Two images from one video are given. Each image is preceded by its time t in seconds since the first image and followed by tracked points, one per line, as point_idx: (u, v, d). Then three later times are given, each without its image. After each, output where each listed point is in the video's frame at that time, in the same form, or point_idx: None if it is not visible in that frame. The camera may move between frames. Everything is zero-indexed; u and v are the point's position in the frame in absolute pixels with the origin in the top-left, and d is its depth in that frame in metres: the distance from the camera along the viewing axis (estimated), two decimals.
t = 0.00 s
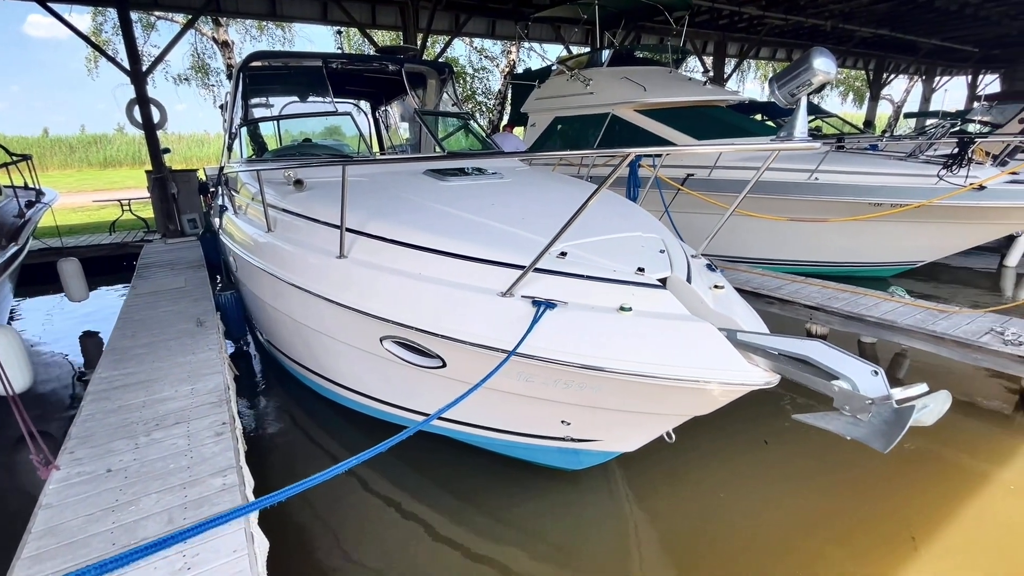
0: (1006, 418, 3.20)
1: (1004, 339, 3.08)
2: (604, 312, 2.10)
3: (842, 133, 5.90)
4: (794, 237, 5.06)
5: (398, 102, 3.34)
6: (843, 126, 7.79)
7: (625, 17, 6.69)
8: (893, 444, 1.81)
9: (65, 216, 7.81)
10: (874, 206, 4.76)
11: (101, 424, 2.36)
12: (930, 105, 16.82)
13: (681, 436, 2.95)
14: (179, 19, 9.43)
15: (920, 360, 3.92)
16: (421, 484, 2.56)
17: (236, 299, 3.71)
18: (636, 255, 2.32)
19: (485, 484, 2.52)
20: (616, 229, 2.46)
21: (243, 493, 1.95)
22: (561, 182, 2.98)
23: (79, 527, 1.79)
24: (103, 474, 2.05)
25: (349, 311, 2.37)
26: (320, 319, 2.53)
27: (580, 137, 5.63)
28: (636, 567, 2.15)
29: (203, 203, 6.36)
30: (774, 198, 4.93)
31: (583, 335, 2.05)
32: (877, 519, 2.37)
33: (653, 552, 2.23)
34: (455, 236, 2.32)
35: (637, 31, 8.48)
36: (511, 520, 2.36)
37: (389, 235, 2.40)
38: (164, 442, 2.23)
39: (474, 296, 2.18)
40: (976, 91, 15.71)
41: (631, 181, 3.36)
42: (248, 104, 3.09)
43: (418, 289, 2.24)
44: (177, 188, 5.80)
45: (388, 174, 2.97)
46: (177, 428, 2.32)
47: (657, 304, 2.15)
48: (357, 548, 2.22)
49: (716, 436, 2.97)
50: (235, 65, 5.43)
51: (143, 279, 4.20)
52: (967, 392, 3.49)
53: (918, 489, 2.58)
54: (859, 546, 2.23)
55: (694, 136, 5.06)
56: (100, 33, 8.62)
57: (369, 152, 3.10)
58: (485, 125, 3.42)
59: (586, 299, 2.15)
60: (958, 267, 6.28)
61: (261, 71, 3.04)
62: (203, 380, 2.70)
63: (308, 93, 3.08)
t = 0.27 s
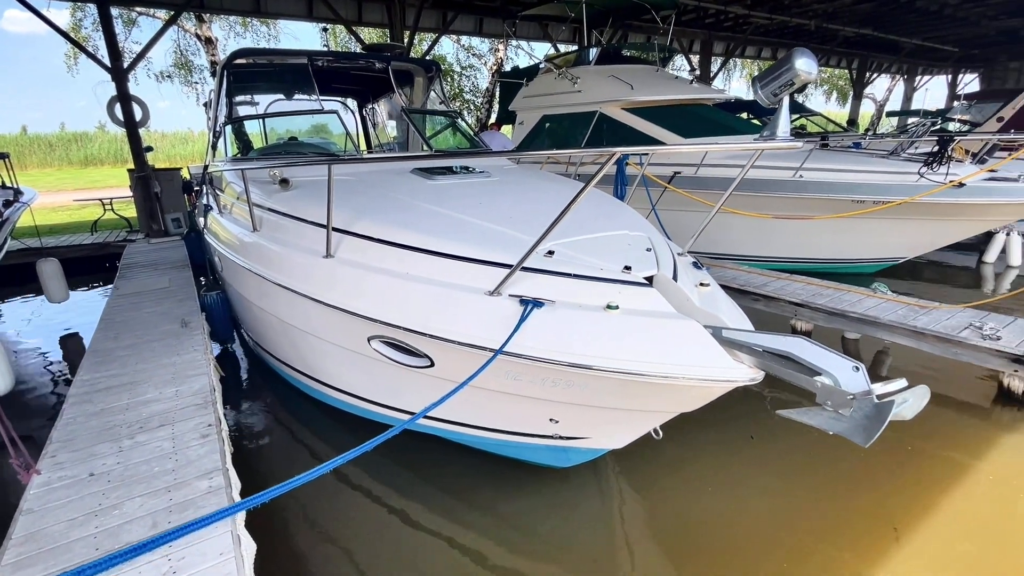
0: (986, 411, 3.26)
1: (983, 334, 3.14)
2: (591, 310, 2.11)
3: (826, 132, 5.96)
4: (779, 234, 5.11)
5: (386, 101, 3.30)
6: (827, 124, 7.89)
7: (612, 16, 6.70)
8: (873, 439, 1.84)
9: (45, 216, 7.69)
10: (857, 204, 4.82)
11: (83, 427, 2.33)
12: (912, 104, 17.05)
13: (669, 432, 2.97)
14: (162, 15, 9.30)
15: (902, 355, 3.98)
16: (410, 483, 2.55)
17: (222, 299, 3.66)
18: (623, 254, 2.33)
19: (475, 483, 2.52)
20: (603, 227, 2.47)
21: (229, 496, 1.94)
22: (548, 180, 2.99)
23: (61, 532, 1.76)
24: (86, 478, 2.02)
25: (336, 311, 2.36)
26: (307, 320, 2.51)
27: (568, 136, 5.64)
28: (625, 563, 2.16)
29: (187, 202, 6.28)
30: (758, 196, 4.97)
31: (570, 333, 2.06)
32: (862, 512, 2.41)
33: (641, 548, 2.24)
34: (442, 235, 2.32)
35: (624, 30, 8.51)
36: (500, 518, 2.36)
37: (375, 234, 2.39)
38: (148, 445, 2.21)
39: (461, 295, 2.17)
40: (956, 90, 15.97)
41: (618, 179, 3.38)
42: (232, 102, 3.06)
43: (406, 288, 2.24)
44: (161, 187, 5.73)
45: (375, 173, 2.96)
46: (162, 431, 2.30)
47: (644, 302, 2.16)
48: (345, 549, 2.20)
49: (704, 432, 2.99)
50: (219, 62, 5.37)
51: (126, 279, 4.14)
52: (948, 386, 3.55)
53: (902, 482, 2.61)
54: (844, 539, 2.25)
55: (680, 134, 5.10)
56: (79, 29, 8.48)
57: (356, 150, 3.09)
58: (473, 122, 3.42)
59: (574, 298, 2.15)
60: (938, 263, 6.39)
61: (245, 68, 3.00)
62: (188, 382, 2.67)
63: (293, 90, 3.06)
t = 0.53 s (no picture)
0: (972, 407, 3.30)
1: (969, 331, 3.18)
2: (583, 310, 2.11)
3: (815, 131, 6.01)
4: (769, 233, 5.14)
5: (376, 100, 3.36)
6: (816, 124, 7.95)
7: (602, 15, 6.71)
8: (861, 435, 1.87)
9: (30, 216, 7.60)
10: (845, 203, 4.86)
11: (70, 431, 2.31)
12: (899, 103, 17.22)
13: (661, 430, 2.99)
14: (149, 14, 9.22)
15: (890, 352, 4.02)
16: (403, 484, 2.54)
17: (212, 300, 3.63)
18: (615, 253, 2.33)
19: (467, 482, 2.52)
20: (594, 226, 2.47)
21: (219, 499, 1.92)
22: (540, 180, 2.99)
23: (49, 537, 1.74)
24: (73, 482, 2.00)
25: (327, 312, 2.34)
26: (298, 320, 2.50)
27: (559, 135, 5.65)
28: (619, 562, 2.16)
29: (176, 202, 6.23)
30: (748, 195, 5.01)
31: (562, 333, 2.06)
32: (851, 508, 2.43)
33: (634, 546, 2.25)
34: (434, 235, 2.31)
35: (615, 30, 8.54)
36: (493, 518, 2.36)
37: (366, 234, 2.38)
38: (137, 448, 2.19)
39: (452, 295, 2.17)
40: (942, 91, 16.15)
41: (609, 179, 3.39)
42: (221, 101, 3.02)
43: (397, 288, 2.23)
44: (149, 186, 5.68)
45: (366, 173, 2.95)
46: (151, 433, 2.28)
47: (635, 300, 2.16)
48: (338, 550, 2.20)
49: (696, 430, 3.01)
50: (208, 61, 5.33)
51: (114, 281, 4.10)
52: (935, 382, 3.59)
53: (890, 478, 2.64)
54: (835, 535, 2.27)
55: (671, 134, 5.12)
56: (65, 27, 8.38)
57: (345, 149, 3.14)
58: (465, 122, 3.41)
59: (566, 297, 2.16)
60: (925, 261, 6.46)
61: (234, 67, 2.97)
62: (177, 384, 2.65)
63: (283, 89, 3.05)
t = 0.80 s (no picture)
0: (961, 404, 3.33)
1: (957, 329, 3.21)
2: (574, 309, 2.11)
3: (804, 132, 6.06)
4: (760, 232, 5.17)
5: (368, 100, 3.34)
6: (807, 124, 7.99)
7: (594, 15, 6.72)
8: (849, 432, 1.88)
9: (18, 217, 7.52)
10: (835, 202, 4.90)
11: (58, 435, 2.28)
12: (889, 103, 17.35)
13: (654, 428, 3.01)
14: (137, 13, 9.15)
15: (880, 350, 4.05)
16: (395, 484, 2.54)
17: (202, 300, 3.64)
18: (606, 252, 2.33)
19: (460, 482, 2.52)
20: (586, 226, 2.47)
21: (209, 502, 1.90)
22: (531, 179, 2.99)
23: (36, 542, 1.73)
24: (61, 487, 1.98)
25: (319, 312, 2.33)
26: (289, 321, 2.49)
27: (551, 135, 5.66)
28: (611, 561, 2.17)
29: (166, 203, 6.18)
30: (739, 195, 5.03)
31: (554, 333, 2.06)
32: (842, 504, 2.45)
33: (626, 545, 2.25)
34: (426, 235, 2.31)
35: (606, 30, 8.56)
36: (485, 518, 2.36)
37: (358, 234, 2.37)
38: (126, 451, 2.17)
39: (444, 295, 2.17)
40: (931, 91, 16.30)
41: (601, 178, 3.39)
42: (211, 100, 2.99)
43: (388, 289, 2.23)
44: (138, 187, 5.63)
45: (358, 173, 2.94)
46: (141, 436, 2.26)
47: (627, 299, 2.17)
48: (330, 552, 2.19)
49: (688, 427, 3.03)
50: (198, 61, 5.30)
51: (103, 282, 4.07)
52: (924, 379, 3.63)
53: (879, 474, 2.66)
54: (825, 532, 2.29)
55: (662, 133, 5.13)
56: (51, 26, 8.30)
57: (338, 150, 3.11)
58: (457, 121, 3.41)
59: (557, 297, 2.16)
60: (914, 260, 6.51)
61: (225, 67, 2.97)
62: (167, 386, 2.63)
63: (274, 89, 3.03)
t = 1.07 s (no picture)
0: (952, 401, 3.36)
1: (948, 327, 3.24)
2: (569, 308, 2.12)
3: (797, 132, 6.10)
4: (753, 232, 5.19)
5: (363, 101, 3.35)
6: (799, 124, 8.03)
7: (588, 16, 6.73)
8: (841, 428, 1.89)
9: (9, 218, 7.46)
10: (827, 202, 4.93)
11: (51, 436, 2.27)
12: (881, 104, 17.46)
13: (649, 426, 3.02)
14: (129, 12, 9.10)
15: (872, 348, 4.08)
16: (390, 484, 2.54)
17: (196, 302, 3.61)
18: (601, 252, 2.34)
19: (456, 482, 2.52)
20: (581, 226, 2.48)
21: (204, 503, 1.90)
22: (526, 179, 3.00)
23: (28, 544, 1.72)
24: (54, 489, 1.97)
25: (314, 312, 2.33)
26: (284, 322, 2.48)
27: (545, 136, 5.67)
28: (606, 559, 2.18)
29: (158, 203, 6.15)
30: (732, 195, 5.06)
31: (549, 332, 2.06)
32: (835, 501, 2.47)
33: (622, 543, 2.26)
34: (421, 234, 2.31)
35: (600, 31, 8.58)
36: (481, 517, 2.36)
37: (353, 234, 2.37)
38: (119, 452, 2.16)
39: (439, 294, 2.17)
40: (922, 91, 16.41)
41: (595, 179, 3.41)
42: (204, 101, 2.99)
43: (383, 288, 2.23)
44: (131, 187, 5.61)
45: (353, 173, 2.94)
46: (134, 438, 2.25)
47: (622, 298, 2.18)
48: (325, 552, 2.19)
49: (683, 425, 3.05)
50: (190, 60, 5.28)
51: (96, 283, 4.05)
52: (916, 377, 3.66)
53: (871, 471, 2.68)
54: (818, 529, 2.30)
55: (656, 134, 5.15)
56: (42, 25, 8.25)
57: (331, 148, 3.14)
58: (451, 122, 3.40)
59: (552, 296, 2.16)
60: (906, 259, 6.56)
61: (218, 67, 2.94)
62: (161, 387, 2.62)
63: (268, 89, 3.03)
